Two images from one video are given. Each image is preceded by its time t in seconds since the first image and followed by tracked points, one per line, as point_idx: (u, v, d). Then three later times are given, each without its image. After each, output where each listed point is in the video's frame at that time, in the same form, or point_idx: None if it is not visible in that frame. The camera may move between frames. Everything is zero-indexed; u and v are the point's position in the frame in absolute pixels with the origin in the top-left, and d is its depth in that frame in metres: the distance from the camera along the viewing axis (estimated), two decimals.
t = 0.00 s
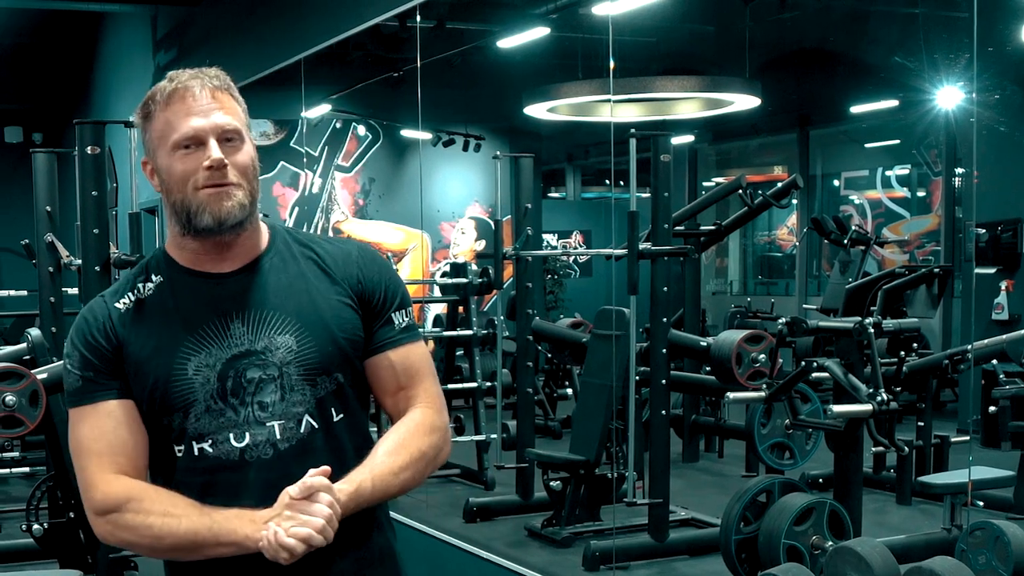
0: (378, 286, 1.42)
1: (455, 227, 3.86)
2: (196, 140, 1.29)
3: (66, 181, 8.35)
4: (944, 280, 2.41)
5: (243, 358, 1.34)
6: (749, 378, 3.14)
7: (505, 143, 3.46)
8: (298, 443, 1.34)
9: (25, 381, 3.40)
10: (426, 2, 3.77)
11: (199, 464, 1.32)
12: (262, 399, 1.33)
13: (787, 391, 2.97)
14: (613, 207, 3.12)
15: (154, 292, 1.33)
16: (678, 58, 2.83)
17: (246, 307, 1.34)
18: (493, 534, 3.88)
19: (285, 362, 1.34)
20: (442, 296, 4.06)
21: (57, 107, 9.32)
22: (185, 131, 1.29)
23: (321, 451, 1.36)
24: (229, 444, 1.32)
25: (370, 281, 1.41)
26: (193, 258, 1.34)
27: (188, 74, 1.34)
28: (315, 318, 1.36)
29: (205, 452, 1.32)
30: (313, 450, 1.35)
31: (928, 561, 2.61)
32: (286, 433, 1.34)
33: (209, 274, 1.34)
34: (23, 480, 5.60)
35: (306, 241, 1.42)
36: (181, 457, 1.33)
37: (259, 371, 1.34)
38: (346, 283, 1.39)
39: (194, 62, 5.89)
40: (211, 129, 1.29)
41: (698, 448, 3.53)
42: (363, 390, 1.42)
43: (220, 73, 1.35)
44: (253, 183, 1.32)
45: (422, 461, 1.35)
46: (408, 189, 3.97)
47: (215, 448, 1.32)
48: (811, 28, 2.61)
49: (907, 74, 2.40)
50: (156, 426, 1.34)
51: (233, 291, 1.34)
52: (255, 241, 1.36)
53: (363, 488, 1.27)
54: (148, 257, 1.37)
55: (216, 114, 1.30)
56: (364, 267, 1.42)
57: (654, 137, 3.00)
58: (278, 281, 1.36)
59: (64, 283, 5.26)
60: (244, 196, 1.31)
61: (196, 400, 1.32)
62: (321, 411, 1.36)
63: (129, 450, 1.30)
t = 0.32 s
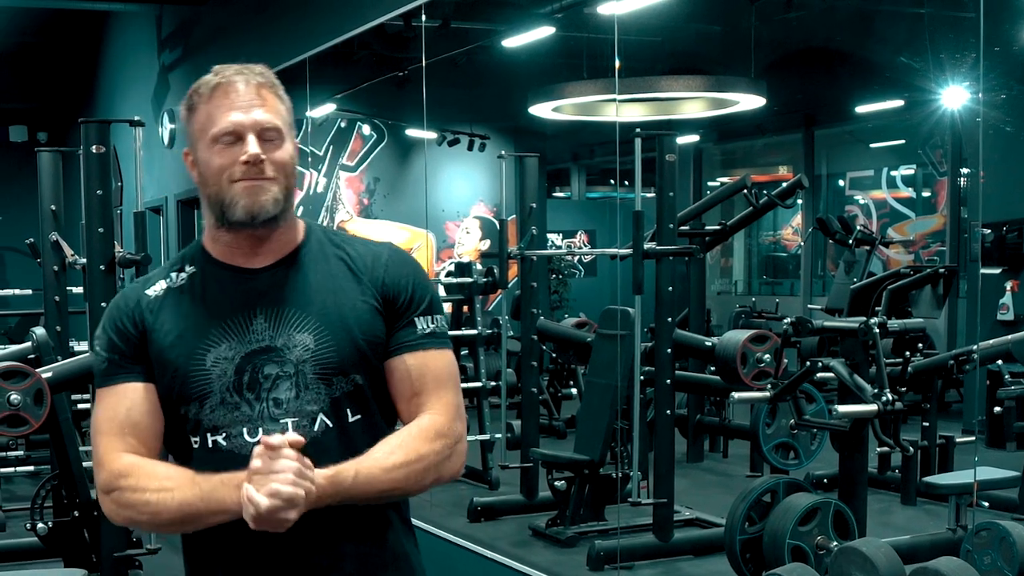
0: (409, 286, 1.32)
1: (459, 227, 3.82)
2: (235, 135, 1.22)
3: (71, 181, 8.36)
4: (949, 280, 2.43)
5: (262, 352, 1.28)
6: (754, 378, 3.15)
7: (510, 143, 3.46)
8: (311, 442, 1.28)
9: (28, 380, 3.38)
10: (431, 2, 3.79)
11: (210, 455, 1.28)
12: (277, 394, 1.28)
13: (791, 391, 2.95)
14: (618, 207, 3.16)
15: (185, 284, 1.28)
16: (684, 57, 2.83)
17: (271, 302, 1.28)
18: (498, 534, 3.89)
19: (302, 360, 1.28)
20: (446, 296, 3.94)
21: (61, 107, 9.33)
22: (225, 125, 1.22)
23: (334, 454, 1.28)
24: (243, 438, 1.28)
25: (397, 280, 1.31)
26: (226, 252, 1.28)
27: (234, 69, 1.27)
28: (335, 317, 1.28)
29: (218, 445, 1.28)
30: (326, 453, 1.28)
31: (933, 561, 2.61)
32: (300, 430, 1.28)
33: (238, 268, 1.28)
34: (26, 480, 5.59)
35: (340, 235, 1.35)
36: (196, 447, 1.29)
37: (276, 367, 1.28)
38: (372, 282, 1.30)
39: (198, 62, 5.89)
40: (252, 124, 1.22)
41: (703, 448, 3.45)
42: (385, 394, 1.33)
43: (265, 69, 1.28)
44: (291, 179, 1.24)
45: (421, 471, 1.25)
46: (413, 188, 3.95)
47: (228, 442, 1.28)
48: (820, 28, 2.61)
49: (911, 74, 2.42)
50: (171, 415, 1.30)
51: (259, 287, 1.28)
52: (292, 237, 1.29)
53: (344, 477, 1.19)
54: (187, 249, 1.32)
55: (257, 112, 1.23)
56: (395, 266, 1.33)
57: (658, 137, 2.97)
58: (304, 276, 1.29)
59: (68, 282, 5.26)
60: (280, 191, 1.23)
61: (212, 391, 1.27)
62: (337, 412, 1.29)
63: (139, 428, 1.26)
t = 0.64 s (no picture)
0: (486, 290, 1.24)
1: (464, 226, 3.71)
2: (329, 130, 1.19)
3: (76, 181, 8.37)
4: (954, 280, 2.42)
5: (334, 344, 1.20)
6: (759, 378, 3.08)
7: (514, 143, 3.46)
8: (372, 438, 1.19)
9: (34, 380, 3.39)
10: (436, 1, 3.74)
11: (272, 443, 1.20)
12: (345, 386, 1.19)
13: (796, 391, 2.96)
14: (622, 206, 3.12)
15: (264, 277, 1.22)
16: (689, 57, 2.83)
17: (349, 295, 1.21)
18: (502, 533, 3.89)
19: (371, 354, 1.19)
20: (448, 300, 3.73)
21: (65, 108, 9.33)
22: (320, 119, 1.19)
23: (396, 451, 1.19)
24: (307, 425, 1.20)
25: (472, 284, 1.23)
26: (310, 247, 1.22)
27: (334, 69, 1.24)
28: (409, 312, 1.20)
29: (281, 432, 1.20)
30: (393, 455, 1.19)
31: (939, 562, 2.60)
32: (364, 424, 1.19)
33: (318, 262, 1.21)
34: (31, 480, 5.60)
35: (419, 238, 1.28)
36: (261, 435, 1.21)
37: (345, 360, 1.20)
38: (450, 283, 1.22)
39: (202, 62, 5.89)
40: (348, 120, 1.19)
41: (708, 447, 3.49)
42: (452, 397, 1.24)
43: (364, 72, 1.25)
44: (379, 181, 1.20)
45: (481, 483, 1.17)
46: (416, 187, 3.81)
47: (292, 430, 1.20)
48: (823, 27, 2.62)
49: (916, 73, 2.40)
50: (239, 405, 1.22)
51: (339, 283, 1.21)
52: (375, 237, 1.23)
53: (397, 471, 1.13)
54: (272, 245, 1.27)
55: (353, 109, 1.20)
56: (474, 273, 1.24)
57: (663, 136, 3.00)
58: (385, 272, 1.22)
59: (73, 282, 5.26)
60: (367, 188, 1.19)
61: (279, 380, 1.19)
62: (403, 410, 1.19)
63: (202, 410, 1.20)
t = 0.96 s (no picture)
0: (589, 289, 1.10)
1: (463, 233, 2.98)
2: (432, 129, 1.04)
3: (81, 182, 8.38)
4: (958, 280, 2.40)
5: (434, 342, 1.04)
6: (764, 378, 3.09)
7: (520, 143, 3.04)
8: (468, 450, 1.02)
9: (38, 379, 3.39)
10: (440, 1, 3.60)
11: (365, 448, 1.03)
12: (445, 387, 1.03)
13: (801, 391, 2.96)
14: (627, 206, 3.17)
15: (357, 270, 1.06)
16: (693, 57, 2.90)
17: (452, 292, 1.05)
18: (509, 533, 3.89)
19: (477, 356, 1.03)
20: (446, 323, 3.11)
21: (71, 107, 9.32)
22: (424, 117, 1.04)
23: (499, 460, 1.03)
24: (404, 428, 1.02)
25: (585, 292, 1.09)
26: (405, 243, 1.07)
27: (436, 68, 1.09)
28: (520, 310, 1.05)
29: (377, 433, 1.03)
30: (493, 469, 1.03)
31: (943, 561, 2.59)
32: (461, 425, 1.02)
33: (414, 256, 1.06)
34: (35, 480, 5.59)
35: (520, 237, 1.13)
36: (355, 433, 1.04)
37: (447, 360, 1.03)
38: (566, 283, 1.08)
39: (207, 62, 5.87)
40: (454, 120, 1.04)
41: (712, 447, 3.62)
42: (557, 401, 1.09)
43: (469, 73, 1.10)
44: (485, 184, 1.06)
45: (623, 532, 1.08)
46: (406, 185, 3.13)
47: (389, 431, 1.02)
48: (826, 30, 2.65)
49: (920, 73, 2.43)
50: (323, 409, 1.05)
51: (437, 280, 1.06)
52: (474, 231, 1.09)
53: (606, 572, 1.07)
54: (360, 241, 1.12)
55: (457, 108, 1.05)
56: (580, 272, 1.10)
57: (668, 136, 3.10)
58: (492, 270, 1.07)
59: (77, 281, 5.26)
60: (471, 187, 1.04)
61: (373, 380, 1.03)
62: (505, 414, 1.04)
63: (294, 444, 1.07)
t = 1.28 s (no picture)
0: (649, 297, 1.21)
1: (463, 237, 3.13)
2: (493, 128, 1.15)
3: (85, 181, 8.40)
4: (963, 279, 2.45)
5: (491, 340, 1.16)
6: (768, 377, 3.05)
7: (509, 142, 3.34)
8: (525, 438, 1.15)
9: (43, 379, 3.39)
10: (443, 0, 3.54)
11: (426, 433, 1.15)
12: (500, 383, 1.15)
13: (804, 391, 2.98)
14: (631, 206, 3.09)
15: (418, 261, 1.18)
16: (696, 57, 2.83)
17: (511, 293, 1.17)
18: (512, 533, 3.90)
19: (533, 355, 1.16)
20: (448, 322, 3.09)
21: (74, 108, 9.32)
22: (487, 116, 1.15)
23: (550, 455, 1.15)
24: (459, 420, 1.14)
25: (639, 294, 1.20)
26: (469, 240, 1.19)
27: (500, 63, 1.19)
28: (573, 313, 1.17)
29: (434, 424, 1.15)
30: (546, 457, 1.15)
31: (949, 560, 2.59)
32: (515, 422, 1.15)
33: (476, 256, 1.18)
34: (40, 480, 5.61)
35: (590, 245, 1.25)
36: (407, 423, 1.16)
37: (503, 357, 1.16)
38: (619, 290, 1.19)
39: (210, 62, 5.88)
40: (515, 119, 1.15)
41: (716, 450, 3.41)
42: (608, 398, 1.20)
43: (533, 67, 1.20)
44: (542, 181, 1.16)
45: (727, 498, 1.27)
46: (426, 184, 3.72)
47: (445, 422, 1.15)
48: (832, 27, 2.70)
49: (926, 71, 2.55)
50: (387, 390, 1.18)
51: (497, 277, 1.17)
52: (534, 233, 1.20)
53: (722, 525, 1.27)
54: (423, 229, 1.23)
55: (518, 106, 1.16)
56: (641, 278, 1.21)
57: (671, 135, 3.05)
58: (550, 272, 1.18)
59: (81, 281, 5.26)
60: (530, 189, 1.15)
61: (434, 372, 1.15)
62: (555, 412, 1.16)
63: (305, 415, 1.25)
